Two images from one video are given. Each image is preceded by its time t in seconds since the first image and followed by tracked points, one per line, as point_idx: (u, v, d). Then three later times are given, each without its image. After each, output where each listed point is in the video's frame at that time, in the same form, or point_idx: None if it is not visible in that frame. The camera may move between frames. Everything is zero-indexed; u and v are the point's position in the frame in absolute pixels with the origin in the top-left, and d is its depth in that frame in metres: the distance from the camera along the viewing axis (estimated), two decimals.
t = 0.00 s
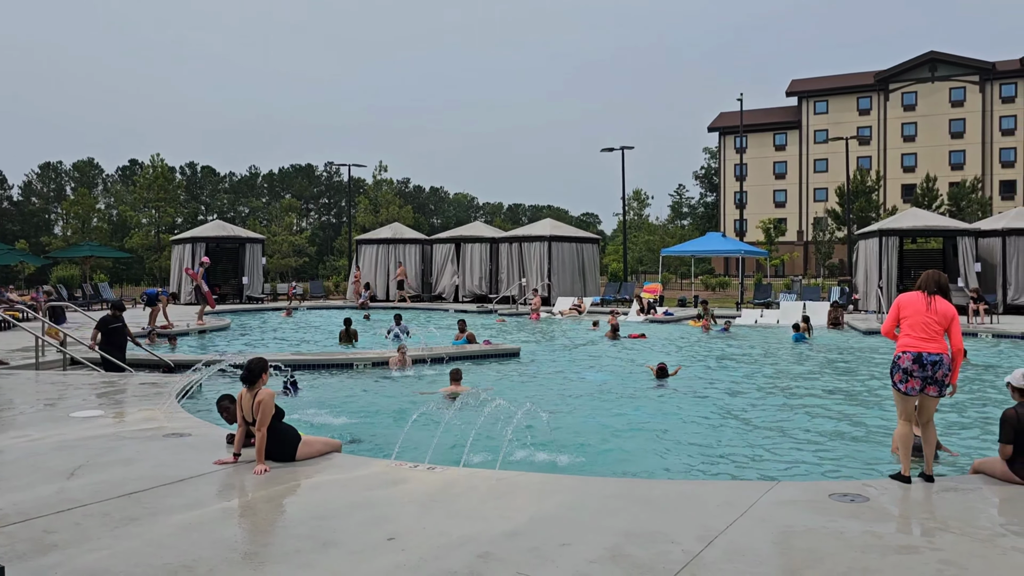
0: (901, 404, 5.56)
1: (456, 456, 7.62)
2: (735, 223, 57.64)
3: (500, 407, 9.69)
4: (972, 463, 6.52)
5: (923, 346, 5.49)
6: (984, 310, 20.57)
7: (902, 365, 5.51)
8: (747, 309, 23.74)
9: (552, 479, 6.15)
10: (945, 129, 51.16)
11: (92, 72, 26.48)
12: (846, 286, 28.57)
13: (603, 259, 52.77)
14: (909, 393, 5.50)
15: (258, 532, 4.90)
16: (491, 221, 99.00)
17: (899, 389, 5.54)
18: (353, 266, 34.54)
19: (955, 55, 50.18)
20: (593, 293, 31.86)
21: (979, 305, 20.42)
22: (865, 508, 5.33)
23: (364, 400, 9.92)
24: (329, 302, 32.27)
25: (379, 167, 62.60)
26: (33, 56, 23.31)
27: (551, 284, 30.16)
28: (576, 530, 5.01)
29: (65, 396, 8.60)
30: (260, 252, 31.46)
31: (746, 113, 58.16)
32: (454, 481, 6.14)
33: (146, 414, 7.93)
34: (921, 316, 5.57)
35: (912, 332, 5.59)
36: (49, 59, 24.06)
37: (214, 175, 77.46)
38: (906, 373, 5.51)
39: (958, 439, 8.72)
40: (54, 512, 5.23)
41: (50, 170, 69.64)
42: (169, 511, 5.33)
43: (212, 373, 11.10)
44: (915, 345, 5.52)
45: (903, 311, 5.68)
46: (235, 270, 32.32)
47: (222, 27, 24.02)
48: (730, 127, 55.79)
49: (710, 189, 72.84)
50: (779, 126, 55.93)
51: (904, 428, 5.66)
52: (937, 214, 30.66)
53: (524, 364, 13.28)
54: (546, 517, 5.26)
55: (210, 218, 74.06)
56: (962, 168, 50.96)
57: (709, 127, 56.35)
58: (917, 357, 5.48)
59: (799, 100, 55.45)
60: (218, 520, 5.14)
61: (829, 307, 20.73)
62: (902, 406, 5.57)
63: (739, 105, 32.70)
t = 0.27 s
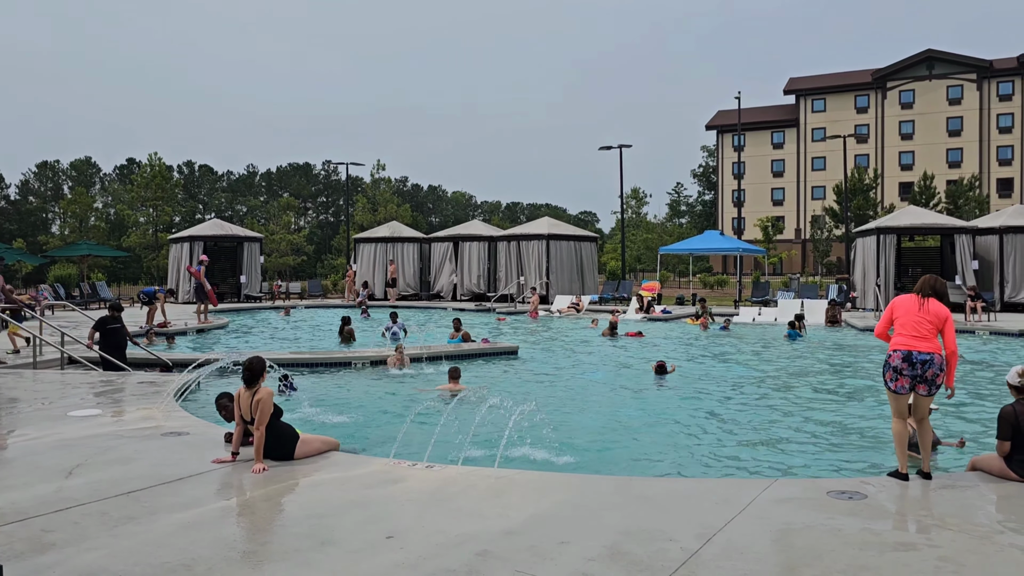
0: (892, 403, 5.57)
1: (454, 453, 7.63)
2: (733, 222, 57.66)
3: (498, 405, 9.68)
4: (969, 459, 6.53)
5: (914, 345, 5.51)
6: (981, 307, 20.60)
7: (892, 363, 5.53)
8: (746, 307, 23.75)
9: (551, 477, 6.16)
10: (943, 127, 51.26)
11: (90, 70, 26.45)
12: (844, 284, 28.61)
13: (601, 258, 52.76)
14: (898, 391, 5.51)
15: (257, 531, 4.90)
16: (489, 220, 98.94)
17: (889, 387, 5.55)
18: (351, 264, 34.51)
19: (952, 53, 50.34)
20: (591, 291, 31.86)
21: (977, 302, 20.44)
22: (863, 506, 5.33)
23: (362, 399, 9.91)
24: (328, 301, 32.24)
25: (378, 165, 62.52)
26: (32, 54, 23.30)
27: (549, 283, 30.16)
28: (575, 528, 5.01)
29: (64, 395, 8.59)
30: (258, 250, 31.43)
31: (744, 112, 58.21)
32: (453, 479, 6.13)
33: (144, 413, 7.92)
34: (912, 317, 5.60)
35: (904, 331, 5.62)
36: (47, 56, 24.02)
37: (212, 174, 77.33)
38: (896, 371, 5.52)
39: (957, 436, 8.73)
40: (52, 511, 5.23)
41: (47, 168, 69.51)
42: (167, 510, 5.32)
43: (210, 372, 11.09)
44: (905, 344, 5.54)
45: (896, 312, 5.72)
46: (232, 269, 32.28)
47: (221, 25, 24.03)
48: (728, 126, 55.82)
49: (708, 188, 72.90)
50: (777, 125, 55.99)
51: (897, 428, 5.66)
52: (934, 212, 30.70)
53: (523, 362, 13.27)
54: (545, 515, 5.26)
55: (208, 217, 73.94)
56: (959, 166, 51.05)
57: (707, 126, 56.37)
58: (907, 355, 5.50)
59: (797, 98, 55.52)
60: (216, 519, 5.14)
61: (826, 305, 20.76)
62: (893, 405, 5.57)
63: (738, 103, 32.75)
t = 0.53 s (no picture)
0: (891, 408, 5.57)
1: (455, 454, 7.62)
2: (734, 222, 57.64)
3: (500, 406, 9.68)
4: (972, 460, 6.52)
5: (913, 351, 5.52)
6: (983, 307, 20.57)
7: (891, 368, 5.54)
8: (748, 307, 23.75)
9: (552, 477, 6.16)
10: (944, 127, 51.24)
11: (92, 70, 26.51)
12: (846, 284, 28.60)
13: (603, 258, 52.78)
14: (897, 395, 5.52)
15: (258, 532, 4.89)
16: (490, 221, 98.92)
17: (888, 392, 5.55)
18: (353, 265, 34.52)
19: (953, 53, 50.32)
20: (592, 292, 31.86)
21: (979, 302, 20.39)
22: (865, 506, 5.33)
23: (363, 400, 9.92)
24: (329, 302, 32.22)
25: (379, 166, 62.55)
26: (35, 55, 23.34)
27: (551, 283, 30.17)
28: (576, 528, 5.01)
29: (66, 396, 8.60)
30: (259, 252, 31.45)
31: (745, 112, 58.21)
32: (454, 479, 6.13)
33: (145, 414, 7.92)
34: (910, 326, 5.63)
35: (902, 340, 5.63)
36: (50, 58, 24.05)
37: (213, 175, 77.36)
38: (895, 377, 5.53)
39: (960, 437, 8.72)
40: (54, 512, 5.23)
41: (49, 170, 69.60)
42: (169, 511, 5.32)
43: (212, 372, 11.09)
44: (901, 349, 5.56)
45: (894, 323, 5.75)
46: (234, 270, 32.30)
47: (224, 26, 24.13)
48: (729, 126, 55.83)
49: (709, 188, 72.88)
50: (778, 125, 55.99)
51: (896, 433, 5.65)
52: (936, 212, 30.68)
53: (524, 363, 13.27)
54: (546, 516, 5.26)
55: (210, 218, 73.98)
56: (961, 166, 51.02)
57: (708, 126, 56.37)
58: (906, 361, 5.50)
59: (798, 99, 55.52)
60: (218, 519, 5.14)
61: (828, 305, 20.76)
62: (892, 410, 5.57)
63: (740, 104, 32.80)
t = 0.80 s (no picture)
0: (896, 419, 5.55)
1: (460, 456, 7.63)
2: (738, 224, 57.56)
3: (503, 408, 9.69)
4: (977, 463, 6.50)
5: (919, 361, 5.51)
6: (989, 310, 20.50)
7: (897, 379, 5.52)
8: (752, 310, 23.71)
9: (556, 480, 6.15)
10: (948, 129, 51.12)
11: (97, 75, 26.55)
12: (851, 287, 28.53)
13: (607, 261, 52.73)
14: (904, 405, 5.51)
15: (262, 535, 4.90)
16: (493, 223, 98.90)
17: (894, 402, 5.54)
18: (357, 268, 34.53)
19: (957, 55, 50.21)
20: (596, 294, 31.83)
21: (983, 305, 20.33)
22: (870, 509, 5.31)
23: (367, 403, 9.92)
24: (334, 305, 32.22)
25: (383, 169, 62.57)
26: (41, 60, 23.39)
27: (555, 286, 30.16)
28: (580, 531, 5.01)
29: (71, 399, 8.61)
30: (263, 254, 31.48)
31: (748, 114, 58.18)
32: (458, 482, 6.14)
33: (150, 417, 7.93)
34: (912, 338, 5.64)
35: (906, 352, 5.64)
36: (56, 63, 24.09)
37: (217, 178, 77.46)
38: (901, 388, 5.52)
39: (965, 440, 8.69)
40: (59, 515, 5.24)
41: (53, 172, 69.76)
42: (173, 513, 5.32)
43: (216, 375, 11.10)
44: (905, 360, 5.56)
45: (897, 336, 5.76)
46: (238, 273, 32.34)
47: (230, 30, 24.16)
48: (732, 128, 55.79)
49: (713, 190, 72.80)
50: (782, 127, 55.92)
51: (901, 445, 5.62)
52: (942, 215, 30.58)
53: (528, 365, 13.27)
54: (550, 519, 5.25)
55: (214, 220, 74.05)
56: (965, 168, 50.91)
57: (711, 128, 56.34)
58: (912, 371, 5.49)
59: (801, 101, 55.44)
60: (222, 522, 5.14)
61: (833, 307, 20.72)
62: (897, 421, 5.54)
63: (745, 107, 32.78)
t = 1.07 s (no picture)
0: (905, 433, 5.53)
1: (465, 460, 7.62)
2: (743, 227, 57.50)
3: (508, 411, 9.67)
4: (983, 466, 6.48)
5: (930, 377, 5.51)
6: (995, 313, 20.44)
7: (908, 394, 5.50)
8: (758, 313, 23.68)
9: (560, 483, 6.15)
10: (953, 131, 51.03)
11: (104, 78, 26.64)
12: (856, 290, 28.51)
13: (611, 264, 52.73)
14: (914, 419, 5.50)
15: (267, 539, 4.90)
16: (498, 227, 98.97)
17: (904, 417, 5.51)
18: (362, 271, 34.58)
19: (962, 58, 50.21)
20: (601, 298, 31.84)
21: (989, 308, 20.27)
22: (876, 512, 5.29)
23: (371, 406, 9.91)
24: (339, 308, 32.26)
25: (388, 172, 62.66)
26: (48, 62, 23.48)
27: (559, 289, 30.16)
28: (586, 534, 5.00)
29: (76, 402, 8.63)
30: (268, 258, 31.53)
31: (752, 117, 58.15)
32: (463, 485, 6.14)
33: (155, 421, 7.94)
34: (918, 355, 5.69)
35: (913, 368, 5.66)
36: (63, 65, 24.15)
37: (222, 182, 77.69)
38: (911, 403, 5.50)
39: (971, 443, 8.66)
40: (64, 518, 5.24)
41: (59, 177, 70.12)
42: (178, 517, 5.33)
43: (221, 379, 11.12)
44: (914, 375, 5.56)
45: (903, 354, 5.77)
46: (243, 276, 32.42)
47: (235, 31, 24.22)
48: (737, 131, 55.78)
49: (717, 193, 72.74)
50: (786, 130, 55.87)
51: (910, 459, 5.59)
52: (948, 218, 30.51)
53: (532, 368, 13.26)
54: (555, 522, 5.25)
55: (219, 224, 74.21)
56: (971, 171, 50.79)
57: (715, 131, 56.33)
58: (923, 387, 5.47)
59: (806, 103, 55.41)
60: (227, 526, 5.14)
61: (838, 310, 20.69)
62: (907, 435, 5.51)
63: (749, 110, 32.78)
